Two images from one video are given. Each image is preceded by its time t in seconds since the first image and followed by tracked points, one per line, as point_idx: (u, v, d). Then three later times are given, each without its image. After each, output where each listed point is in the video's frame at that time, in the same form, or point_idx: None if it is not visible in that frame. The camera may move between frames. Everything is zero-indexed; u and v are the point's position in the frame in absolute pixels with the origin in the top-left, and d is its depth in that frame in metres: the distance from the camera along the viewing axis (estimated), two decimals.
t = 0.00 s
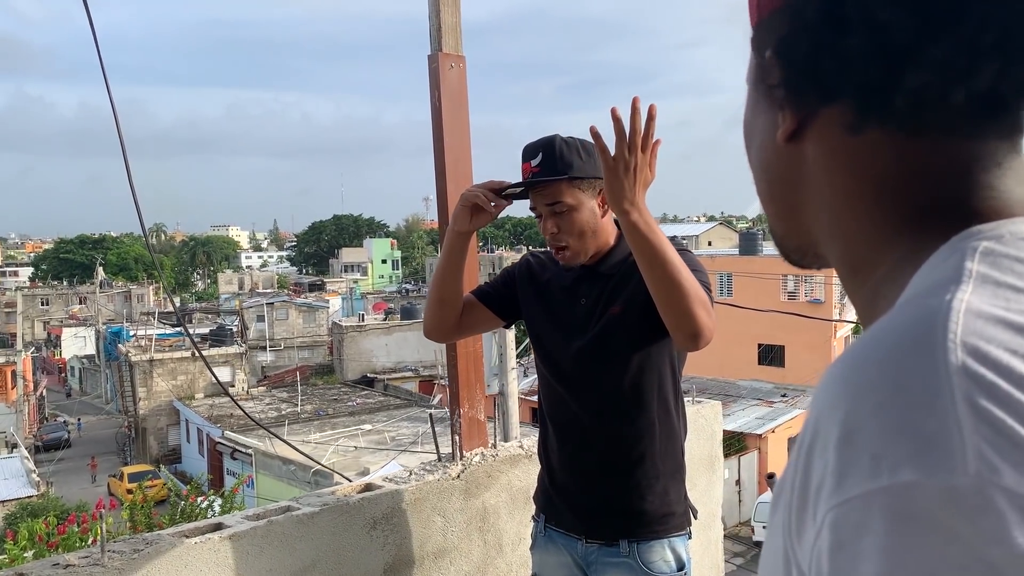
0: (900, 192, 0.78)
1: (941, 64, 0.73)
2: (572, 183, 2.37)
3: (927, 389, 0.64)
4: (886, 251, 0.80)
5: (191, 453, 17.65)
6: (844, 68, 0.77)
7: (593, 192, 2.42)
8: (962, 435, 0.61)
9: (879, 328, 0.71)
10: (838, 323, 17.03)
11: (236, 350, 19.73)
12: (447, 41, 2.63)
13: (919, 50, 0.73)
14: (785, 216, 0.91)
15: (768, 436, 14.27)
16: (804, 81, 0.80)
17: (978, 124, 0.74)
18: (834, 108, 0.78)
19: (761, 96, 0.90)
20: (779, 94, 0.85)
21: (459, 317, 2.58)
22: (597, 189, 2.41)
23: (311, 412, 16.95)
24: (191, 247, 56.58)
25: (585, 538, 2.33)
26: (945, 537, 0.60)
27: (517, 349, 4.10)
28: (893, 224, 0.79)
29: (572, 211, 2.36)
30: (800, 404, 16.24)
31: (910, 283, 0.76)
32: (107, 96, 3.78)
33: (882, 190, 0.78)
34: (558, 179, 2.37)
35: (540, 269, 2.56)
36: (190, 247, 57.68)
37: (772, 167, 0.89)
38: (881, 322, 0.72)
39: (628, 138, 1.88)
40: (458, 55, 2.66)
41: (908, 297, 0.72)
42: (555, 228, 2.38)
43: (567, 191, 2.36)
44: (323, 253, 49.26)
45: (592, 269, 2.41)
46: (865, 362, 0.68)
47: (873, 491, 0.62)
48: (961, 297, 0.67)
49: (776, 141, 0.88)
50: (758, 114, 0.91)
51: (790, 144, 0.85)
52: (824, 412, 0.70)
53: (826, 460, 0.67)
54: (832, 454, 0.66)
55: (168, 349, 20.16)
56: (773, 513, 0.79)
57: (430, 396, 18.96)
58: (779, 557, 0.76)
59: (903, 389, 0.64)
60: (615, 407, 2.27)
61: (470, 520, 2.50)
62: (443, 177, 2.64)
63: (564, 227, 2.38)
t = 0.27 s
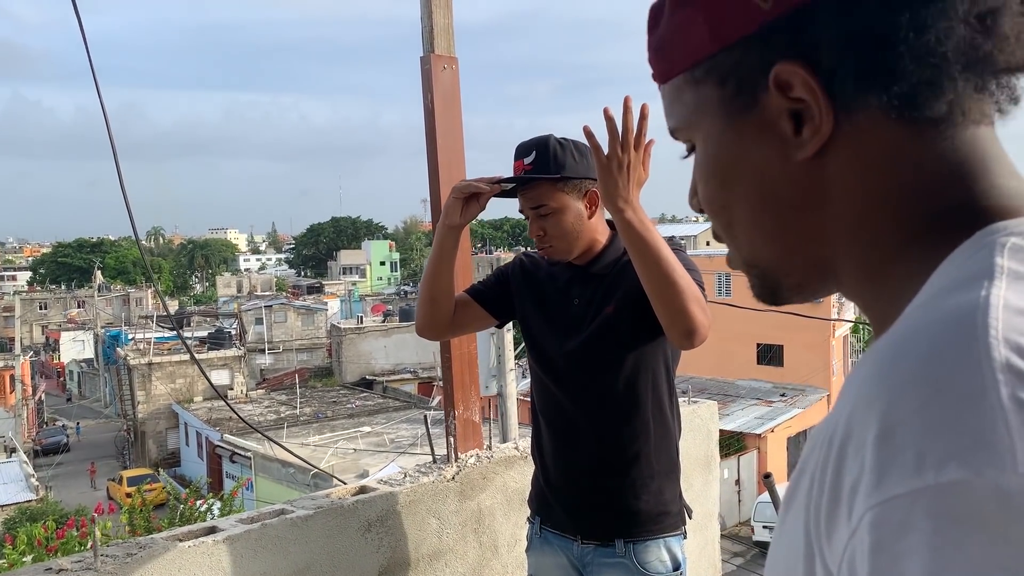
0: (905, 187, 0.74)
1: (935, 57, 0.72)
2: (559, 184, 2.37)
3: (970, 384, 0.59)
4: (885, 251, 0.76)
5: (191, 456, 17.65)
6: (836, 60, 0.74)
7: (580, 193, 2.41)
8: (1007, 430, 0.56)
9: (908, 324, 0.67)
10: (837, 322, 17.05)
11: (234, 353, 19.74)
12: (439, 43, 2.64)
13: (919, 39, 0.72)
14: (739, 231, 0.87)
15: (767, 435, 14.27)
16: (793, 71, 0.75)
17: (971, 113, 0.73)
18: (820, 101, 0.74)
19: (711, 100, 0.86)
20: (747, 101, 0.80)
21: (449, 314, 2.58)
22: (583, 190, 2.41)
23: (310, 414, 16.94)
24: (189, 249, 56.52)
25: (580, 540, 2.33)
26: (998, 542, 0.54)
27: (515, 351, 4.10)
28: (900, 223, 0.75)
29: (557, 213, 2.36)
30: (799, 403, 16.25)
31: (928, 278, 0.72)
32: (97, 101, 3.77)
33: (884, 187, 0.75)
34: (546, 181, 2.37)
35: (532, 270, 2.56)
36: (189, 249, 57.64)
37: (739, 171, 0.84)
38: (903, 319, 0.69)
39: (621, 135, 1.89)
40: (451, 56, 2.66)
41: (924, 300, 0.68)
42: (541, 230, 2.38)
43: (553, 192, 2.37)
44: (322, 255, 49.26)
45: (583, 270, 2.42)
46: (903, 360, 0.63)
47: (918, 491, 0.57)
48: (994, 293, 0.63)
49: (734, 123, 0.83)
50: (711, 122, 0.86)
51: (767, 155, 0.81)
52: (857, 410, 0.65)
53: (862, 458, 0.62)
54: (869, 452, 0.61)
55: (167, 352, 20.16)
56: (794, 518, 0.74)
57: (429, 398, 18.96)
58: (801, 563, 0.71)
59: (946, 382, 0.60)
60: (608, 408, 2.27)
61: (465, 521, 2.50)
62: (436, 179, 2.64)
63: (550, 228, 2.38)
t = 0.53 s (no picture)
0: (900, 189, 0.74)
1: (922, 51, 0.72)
2: (558, 186, 2.37)
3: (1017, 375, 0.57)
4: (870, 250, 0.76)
5: (195, 460, 17.68)
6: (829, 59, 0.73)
7: (579, 195, 2.42)
8: None
9: (938, 318, 0.64)
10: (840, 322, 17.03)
11: (238, 357, 19.78)
12: (437, 47, 2.65)
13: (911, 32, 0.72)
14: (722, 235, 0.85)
15: (771, 436, 14.26)
16: (770, 68, 0.74)
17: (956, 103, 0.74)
18: (797, 104, 0.74)
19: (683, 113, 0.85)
20: (726, 99, 0.79)
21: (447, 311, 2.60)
22: (583, 192, 2.41)
23: (313, 417, 16.96)
24: (192, 253, 56.65)
25: (582, 541, 2.33)
26: None
27: (518, 354, 4.10)
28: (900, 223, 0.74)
29: (558, 215, 2.38)
30: (803, 404, 16.22)
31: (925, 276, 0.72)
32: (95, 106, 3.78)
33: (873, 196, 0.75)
34: (546, 185, 2.38)
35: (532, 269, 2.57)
36: (192, 253, 57.80)
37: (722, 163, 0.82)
38: (914, 314, 0.68)
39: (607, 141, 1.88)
40: (449, 60, 2.67)
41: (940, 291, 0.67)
42: (542, 233, 2.39)
43: (553, 195, 2.37)
44: (325, 258, 49.32)
45: (582, 270, 2.42)
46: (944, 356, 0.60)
47: (985, 490, 0.54)
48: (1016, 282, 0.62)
49: (715, 118, 0.81)
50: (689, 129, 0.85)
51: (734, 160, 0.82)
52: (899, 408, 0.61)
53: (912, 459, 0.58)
54: (920, 452, 0.58)
55: (170, 356, 20.20)
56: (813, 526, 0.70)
57: (432, 401, 18.97)
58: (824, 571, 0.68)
59: (990, 377, 0.58)
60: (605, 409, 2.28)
61: (465, 524, 2.50)
62: (436, 181, 2.66)
63: (550, 231, 2.39)
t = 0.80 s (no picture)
0: (881, 203, 0.75)
1: (911, 58, 0.71)
2: (563, 187, 2.36)
3: (966, 396, 0.60)
4: (860, 257, 0.78)
5: (201, 463, 17.71)
6: (818, 64, 0.74)
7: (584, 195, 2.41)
8: (1013, 437, 0.57)
9: (897, 328, 0.67)
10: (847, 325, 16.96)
11: (244, 360, 19.82)
12: (440, 51, 2.65)
13: (890, 43, 0.72)
14: (749, 229, 0.87)
15: (778, 439, 14.21)
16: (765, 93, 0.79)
17: (951, 116, 0.74)
18: (804, 110, 0.76)
19: (716, 105, 0.87)
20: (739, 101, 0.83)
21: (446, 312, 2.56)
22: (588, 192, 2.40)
23: (320, 420, 16.98)
24: (199, 257, 56.79)
25: (585, 545, 2.31)
26: (1012, 551, 0.55)
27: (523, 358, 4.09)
28: (870, 234, 0.76)
29: (563, 214, 2.38)
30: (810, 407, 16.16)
31: (890, 292, 0.74)
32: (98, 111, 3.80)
33: (866, 204, 0.76)
34: (551, 185, 2.36)
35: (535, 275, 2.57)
36: (199, 257, 57.95)
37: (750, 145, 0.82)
38: (886, 320, 0.69)
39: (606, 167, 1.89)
40: (452, 63, 2.67)
41: (903, 298, 0.69)
42: (545, 232, 2.40)
43: (557, 195, 2.36)
44: (331, 261, 49.39)
45: (586, 272, 2.42)
46: (883, 379, 0.63)
47: (920, 512, 0.57)
48: (976, 298, 0.64)
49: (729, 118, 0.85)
50: (717, 124, 0.87)
51: (749, 152, 0.83)
52: (839, 430, 0.64)
53: (849, 481, 0.62)
54: (862, 465, 0.61)
55: (177, 359, 20.26)
56: (769, 538, 0.73)
57: (438, 404, 18.96)
58: None
59: (941, 386, 0.61)
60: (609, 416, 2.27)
61: (468, 527, 2.49)
62: (437, 183, 2.65)
63: (554, 230, 2.39)
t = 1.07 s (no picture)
0: (902, 191, 0.75)
1: (948, 53, 0.68)
2: (585, 176, 2.40)
3: (967, 387, 0.60)
4: (883, 246, 0.78)
5: (209, 464, 17.78)
6: (852, 52, 0.72)
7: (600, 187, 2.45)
8: (1007, 432, 0.58)
9: (902, 315, 0.67)
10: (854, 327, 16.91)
11: (251, 361, 19.89)
12: (443, 52, 2.64)
13: (927, 38, 0.69)
14: (783, 203, 0.88)
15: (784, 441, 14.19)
16: (803, 83, 0.78)
17: (986, 119, 0.70)
18: (840, 92, 0.75)
19: (762, 79, 0.87)
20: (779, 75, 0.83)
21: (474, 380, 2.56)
22: (604, 187, 2.45)
23: (326, 421, 17.03)
24: (207, 258, 57.03)
25: (590, 547, 2.30)
26: (998, 539, 0.57)
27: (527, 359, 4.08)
28: (899, 222, 0.76)
29: (582, 204, 2.39)
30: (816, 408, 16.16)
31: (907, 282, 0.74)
32: (101, 113, 3.82)
33: (897, 184, 0.75)
34: (573, 173, 2.39)
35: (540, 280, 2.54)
36: (207, 258, 58.17)
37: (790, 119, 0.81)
38: (898, 308, 0.69)
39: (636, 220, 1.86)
40: (455, 64, 2.67)
41: (922, 283, 0.68)
42: (566, 221, 2.39)
43: (578, 183, 2.39)
44: (338, 263, 49.51)
45: (593, 271, 2.40)
46: (888, 359, 0.64)
47: (910, 493, 0.58)
48: (989, 291, 0.63)
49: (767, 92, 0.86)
50: (762, 98, 0.87)
51: (788, 129, 0.82)
52: (844, 407, 0.65)
53: (847, 460, 0.63)
54: (857, 451, 0.62)
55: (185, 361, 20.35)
56: (774, 507, 0.75)
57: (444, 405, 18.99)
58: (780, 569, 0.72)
59: (948, 372, 0.61)
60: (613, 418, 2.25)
61: (471, 529, 2.49)
62: (440, 183, 2.65)
63: (574, 219, 2.40)
